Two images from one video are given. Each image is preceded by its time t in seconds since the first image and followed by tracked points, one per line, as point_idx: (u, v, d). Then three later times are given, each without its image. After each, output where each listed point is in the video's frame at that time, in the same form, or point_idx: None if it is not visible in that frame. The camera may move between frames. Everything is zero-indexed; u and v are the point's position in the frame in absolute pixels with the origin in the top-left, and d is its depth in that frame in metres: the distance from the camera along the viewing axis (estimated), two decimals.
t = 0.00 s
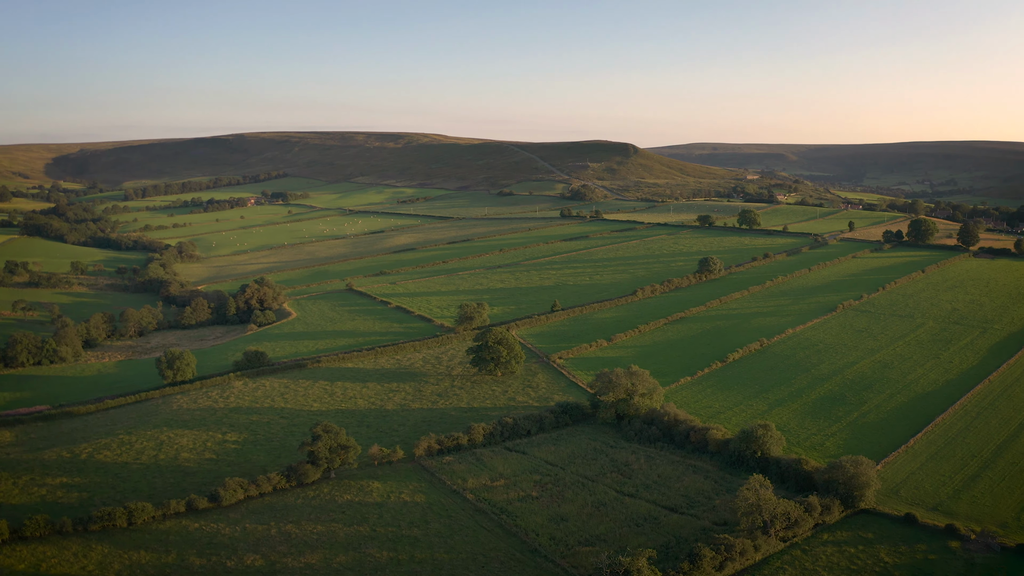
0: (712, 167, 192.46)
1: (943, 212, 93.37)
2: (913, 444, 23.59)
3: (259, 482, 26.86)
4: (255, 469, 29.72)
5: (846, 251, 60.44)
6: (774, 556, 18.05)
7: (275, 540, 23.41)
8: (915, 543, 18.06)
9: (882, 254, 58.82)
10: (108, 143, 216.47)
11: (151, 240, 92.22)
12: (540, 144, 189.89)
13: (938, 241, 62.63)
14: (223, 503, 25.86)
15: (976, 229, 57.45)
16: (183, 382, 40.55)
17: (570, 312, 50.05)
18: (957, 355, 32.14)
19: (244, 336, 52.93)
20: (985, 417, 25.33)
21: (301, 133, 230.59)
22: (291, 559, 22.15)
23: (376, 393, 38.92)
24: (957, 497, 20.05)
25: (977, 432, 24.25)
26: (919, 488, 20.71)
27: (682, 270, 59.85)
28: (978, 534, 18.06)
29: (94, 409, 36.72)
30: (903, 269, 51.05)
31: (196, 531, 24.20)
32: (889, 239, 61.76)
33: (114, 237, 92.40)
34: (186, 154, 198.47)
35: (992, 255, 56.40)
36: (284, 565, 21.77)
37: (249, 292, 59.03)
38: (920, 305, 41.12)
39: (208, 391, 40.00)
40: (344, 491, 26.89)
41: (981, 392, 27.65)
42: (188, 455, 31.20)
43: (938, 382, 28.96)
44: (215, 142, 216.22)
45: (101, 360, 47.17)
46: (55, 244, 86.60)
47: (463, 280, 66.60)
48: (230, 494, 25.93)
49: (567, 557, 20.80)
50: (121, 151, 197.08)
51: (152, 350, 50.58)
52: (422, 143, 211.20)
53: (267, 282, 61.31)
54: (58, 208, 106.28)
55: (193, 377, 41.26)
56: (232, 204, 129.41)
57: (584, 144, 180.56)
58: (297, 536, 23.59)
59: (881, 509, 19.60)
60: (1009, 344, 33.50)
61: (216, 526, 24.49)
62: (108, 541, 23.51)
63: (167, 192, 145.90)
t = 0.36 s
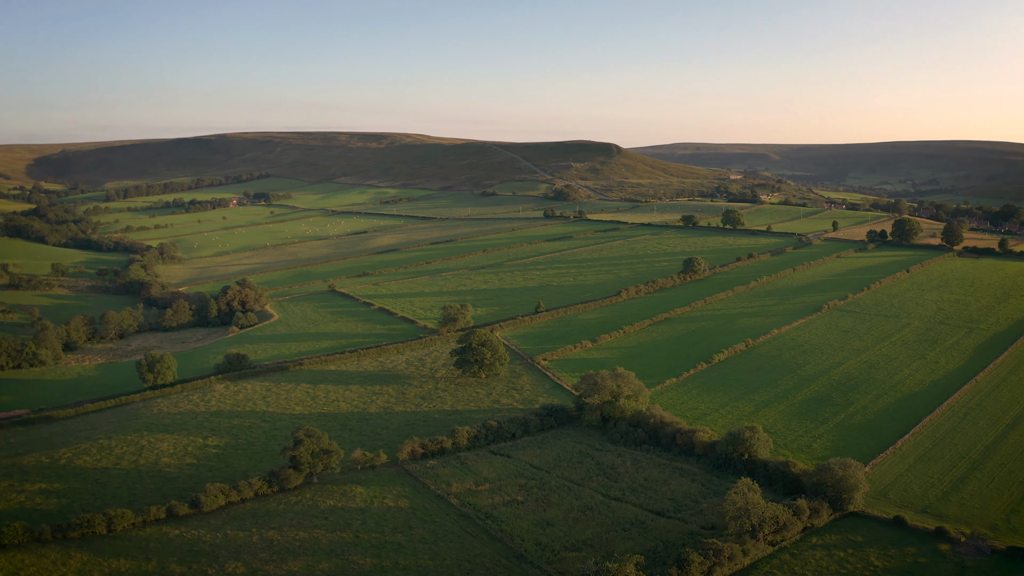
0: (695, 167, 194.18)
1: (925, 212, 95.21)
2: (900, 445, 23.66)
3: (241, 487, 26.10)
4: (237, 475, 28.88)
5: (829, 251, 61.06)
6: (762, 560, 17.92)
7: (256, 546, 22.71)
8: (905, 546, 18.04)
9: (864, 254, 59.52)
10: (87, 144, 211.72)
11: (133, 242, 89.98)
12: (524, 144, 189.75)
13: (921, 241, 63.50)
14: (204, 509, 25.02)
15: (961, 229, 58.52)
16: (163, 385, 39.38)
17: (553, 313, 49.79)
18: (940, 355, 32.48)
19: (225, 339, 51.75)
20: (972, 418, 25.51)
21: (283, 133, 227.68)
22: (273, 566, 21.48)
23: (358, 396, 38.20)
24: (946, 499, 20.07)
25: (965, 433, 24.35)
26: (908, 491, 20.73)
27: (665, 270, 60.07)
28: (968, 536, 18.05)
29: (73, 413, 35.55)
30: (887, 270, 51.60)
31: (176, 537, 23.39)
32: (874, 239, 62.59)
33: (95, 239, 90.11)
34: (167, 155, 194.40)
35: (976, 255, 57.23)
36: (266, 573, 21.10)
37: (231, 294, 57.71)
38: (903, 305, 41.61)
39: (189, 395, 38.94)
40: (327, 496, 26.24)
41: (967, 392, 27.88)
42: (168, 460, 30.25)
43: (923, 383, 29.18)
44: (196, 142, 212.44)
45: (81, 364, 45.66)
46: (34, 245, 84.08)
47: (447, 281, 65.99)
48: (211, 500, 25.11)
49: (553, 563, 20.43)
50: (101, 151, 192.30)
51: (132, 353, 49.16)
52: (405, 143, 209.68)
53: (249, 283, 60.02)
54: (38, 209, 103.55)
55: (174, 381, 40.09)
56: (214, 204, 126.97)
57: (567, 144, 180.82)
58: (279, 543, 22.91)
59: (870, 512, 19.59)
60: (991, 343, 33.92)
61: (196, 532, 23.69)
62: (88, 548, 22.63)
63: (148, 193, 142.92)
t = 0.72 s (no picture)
0: (674, 167, 196.01)
1: (905, 212, 97.04)
2: (883, 447, 23.74)
3: (218, 493, 25.20)
4: (214, 481, 27.92)
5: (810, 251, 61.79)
6: (748, 565, 17.78)
7: (234, 555, 21.90)
8: (891, 549, 18.00)
9: (843, 253, 60.39)
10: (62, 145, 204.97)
11: (110, 244, 87.02)
12: (503, 144, 189.36)
13: (901, 241, 64.53)
14: (181, 516, 24.18)
15: (941, 228, 59.75)
16: (139, 390, 38.01)
17: (534, 315, 49.43)
18: (920, 355, 32.85)
19: (202, 341, 50.30)
20: (954, 419, 25.70)
21: (260, 134, 223.90)
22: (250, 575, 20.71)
23: (337, 399, 37.31)
24: (931, 501, 20.09)
25: (949, 434, 24.50)
26: (894, 493, 20.75)
27: (647, 270, 60.28)
28: (954, 538, 18.06)
29: (47, 418, 34.16)
30: (868, 270, 52.24)
31: (153, 546, 22.52)
32: (854, 238, 63.62)
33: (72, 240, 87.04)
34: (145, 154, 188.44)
35: (956, 254, 58.33)
36: None
37: (208, 296, 56.01)
38: (880, 305, 42.18)
39: (166, 399, 37.63)
40: (306, 503, 25.47)
41: (948, 393, 28.15)
42: (145, 466, 29.12)
43: (903, 383, 29.47)
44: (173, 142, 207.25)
45: (56, 368, 43.84)
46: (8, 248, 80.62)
47: (426, 282, 65.16)
48: (188, 507, 24.19)
49: (535, 569, 20.01)
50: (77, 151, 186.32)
51: (109, 357, 47.41)
52: (383, 143, 207.53)
53: (226, 285, 58.40)
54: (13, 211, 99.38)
55: (150, 385, 38.69)
56: (192, 205, 123.80)
57: (548, 144, 180.84)
58: (257, 551, 22.13)
59: (855, 515, 19.58)
60: (968, 343, 34.44)
61: (173, 540, 22.82)
62: (62, 557, 21.68)
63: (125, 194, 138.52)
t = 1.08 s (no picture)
0: (652, 167, 197.55)
1: (883, 211, 98.83)
2: (867, 448, 23.84)
3: (195, 500, 24.39)
4: (190, 487, 26.95)
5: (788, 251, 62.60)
6: (732, 570, 17.65)
7: (210, 564, 21.16)
8: (877, 552, 18.02)
9: (820, 253, 61.30)
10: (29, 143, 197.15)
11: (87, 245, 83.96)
12: (482, 144, 188.87)
13: (881, 241, 65.69)
14: (157, 524, 23.30)
15: (920, 228, 61.16)
16: (115, 395, 36.68)
17: (514, 316, 49.04)
18: (899, 356, 33.25)
19: (178, 345, 48.71)
20: (935, 420, 25.94)
21: (235, 133, 219.44)
22: None
23: (314, 403, 36.35)
24: (916, 503, 20.16)
25: (933, 435, 24.68)
26: (878, 495, 20.81)
27: (627, 271, 60.46)
28: (940, 541, 18.11)
29: (20, 425, 32.85)
30: (847, 270, 52.95)
31: (129, 555, 21.74)
32: (834, 238, 64.65)
33: (48, 242, 83.82)
34: (117, 144, 177.53)
35: (937, 253, 59.47)
36: None
37: (184, 299, 54.17)
38: (858, 305, 42.79)
39: (142, 403, 36.37)
40: (283, 509, 24.71)
41: (927, 393, 28.45)
42: (120, 472, 28.12)
43: (882, 383, 29.77)
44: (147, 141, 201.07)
45: (30, 373, 42.17)
46: None
47: (405, 283, 64.22)
48: (164, 515, 23.37)
49: None
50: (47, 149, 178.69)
51: (85, 360, 45.69)
52: (361, 143, 205.01)
53: (202, 287, 56.62)
54: None
55: (126, 390, 37.36)
56: (170, 207, 120.01)
57: (527, 144, 180.66)
58: (234, 560, 21.41)
59: (839, 518, 19.59)
60: (944, 342, 35.00)
61: (150, 549, 22.07)
62: (36, 567, 20.84)
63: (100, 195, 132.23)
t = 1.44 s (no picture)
0: (629, 168, 199.02)
1: (860, 211, 100.75)
2: (849, 450, 23.91)
3: (170, 507, 23.62)
4: (165, 494, 26.04)
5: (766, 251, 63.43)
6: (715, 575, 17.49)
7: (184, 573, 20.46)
8: (861, 556, 17.98)
9: (798, 253, 62.13)
10: None
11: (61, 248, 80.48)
12: (460, 144, 187.99)
13: (859, 241, 66.91)
14: (131, 532, 22.64)
15: (898, 227, 62.49)
16: (89, 399, 35.29)
17: (492, 317, 48.59)
18: (879, 356, 33.58)
19: (153, 348, 47.08)
20: (917, 420, 26.10)
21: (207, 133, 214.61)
22: None
23: (291, 407, 35.33)
24: (899, 505, 20.19)
25: (916, 435, 24.83)
26: (861, 497, 20.83)
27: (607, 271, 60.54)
28: (924, 544, 18.13)
29: None
30: (825, 270, 53.72)
31: (102, 564, 21.05)
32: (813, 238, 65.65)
33: (21, 244, 79.97)
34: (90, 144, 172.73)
35: (915, 253, 60.78)
36: None
37: (159, 301, 52.22)
38: (834, 305, 43.39)
39: (116, 408, 35.08)
40: (260, 516, 24.00)
41: (909, 394, 28.64)
42: (94, 479, 27.12)
43: (862, 384, 30.04)
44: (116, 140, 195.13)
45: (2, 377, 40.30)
46: None
47: (384, 285, 63.15)
48: (138, 523, 22.69)
49: None
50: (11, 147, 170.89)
51: (59, 364, 43.87)
52: (336, 143, 202.14)
53: (178, 288, 54.78)
54: None
55: (101, 395, 36.02)
56: (146, 207, 116.14)
57: (505, 144, 180.40)
58: (210, 568, 20.74)
59: (822, 521, 19.57)
60: (921, 341, 35.51)
61: (125, 557, 21.43)
62: None
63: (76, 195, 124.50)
